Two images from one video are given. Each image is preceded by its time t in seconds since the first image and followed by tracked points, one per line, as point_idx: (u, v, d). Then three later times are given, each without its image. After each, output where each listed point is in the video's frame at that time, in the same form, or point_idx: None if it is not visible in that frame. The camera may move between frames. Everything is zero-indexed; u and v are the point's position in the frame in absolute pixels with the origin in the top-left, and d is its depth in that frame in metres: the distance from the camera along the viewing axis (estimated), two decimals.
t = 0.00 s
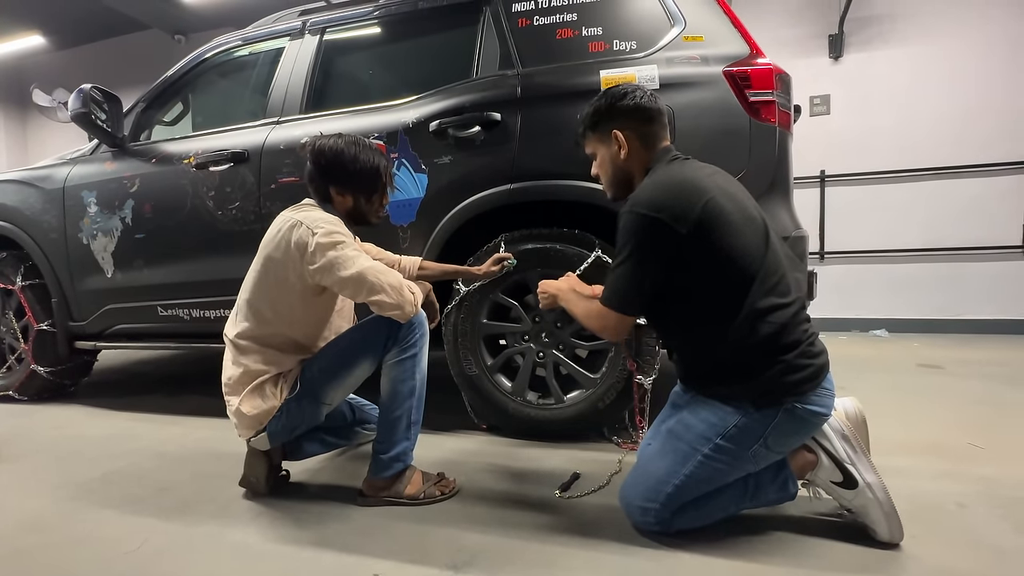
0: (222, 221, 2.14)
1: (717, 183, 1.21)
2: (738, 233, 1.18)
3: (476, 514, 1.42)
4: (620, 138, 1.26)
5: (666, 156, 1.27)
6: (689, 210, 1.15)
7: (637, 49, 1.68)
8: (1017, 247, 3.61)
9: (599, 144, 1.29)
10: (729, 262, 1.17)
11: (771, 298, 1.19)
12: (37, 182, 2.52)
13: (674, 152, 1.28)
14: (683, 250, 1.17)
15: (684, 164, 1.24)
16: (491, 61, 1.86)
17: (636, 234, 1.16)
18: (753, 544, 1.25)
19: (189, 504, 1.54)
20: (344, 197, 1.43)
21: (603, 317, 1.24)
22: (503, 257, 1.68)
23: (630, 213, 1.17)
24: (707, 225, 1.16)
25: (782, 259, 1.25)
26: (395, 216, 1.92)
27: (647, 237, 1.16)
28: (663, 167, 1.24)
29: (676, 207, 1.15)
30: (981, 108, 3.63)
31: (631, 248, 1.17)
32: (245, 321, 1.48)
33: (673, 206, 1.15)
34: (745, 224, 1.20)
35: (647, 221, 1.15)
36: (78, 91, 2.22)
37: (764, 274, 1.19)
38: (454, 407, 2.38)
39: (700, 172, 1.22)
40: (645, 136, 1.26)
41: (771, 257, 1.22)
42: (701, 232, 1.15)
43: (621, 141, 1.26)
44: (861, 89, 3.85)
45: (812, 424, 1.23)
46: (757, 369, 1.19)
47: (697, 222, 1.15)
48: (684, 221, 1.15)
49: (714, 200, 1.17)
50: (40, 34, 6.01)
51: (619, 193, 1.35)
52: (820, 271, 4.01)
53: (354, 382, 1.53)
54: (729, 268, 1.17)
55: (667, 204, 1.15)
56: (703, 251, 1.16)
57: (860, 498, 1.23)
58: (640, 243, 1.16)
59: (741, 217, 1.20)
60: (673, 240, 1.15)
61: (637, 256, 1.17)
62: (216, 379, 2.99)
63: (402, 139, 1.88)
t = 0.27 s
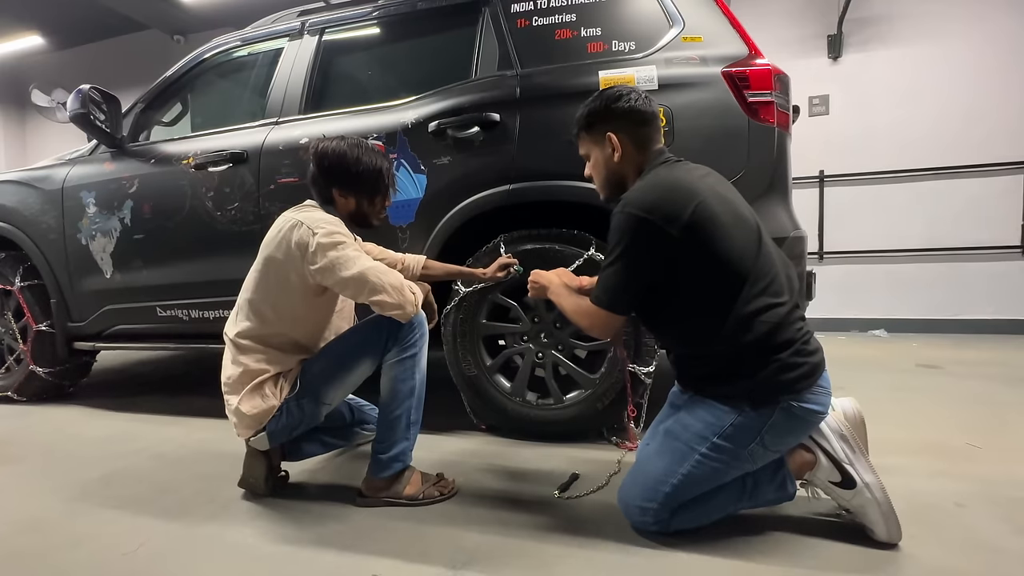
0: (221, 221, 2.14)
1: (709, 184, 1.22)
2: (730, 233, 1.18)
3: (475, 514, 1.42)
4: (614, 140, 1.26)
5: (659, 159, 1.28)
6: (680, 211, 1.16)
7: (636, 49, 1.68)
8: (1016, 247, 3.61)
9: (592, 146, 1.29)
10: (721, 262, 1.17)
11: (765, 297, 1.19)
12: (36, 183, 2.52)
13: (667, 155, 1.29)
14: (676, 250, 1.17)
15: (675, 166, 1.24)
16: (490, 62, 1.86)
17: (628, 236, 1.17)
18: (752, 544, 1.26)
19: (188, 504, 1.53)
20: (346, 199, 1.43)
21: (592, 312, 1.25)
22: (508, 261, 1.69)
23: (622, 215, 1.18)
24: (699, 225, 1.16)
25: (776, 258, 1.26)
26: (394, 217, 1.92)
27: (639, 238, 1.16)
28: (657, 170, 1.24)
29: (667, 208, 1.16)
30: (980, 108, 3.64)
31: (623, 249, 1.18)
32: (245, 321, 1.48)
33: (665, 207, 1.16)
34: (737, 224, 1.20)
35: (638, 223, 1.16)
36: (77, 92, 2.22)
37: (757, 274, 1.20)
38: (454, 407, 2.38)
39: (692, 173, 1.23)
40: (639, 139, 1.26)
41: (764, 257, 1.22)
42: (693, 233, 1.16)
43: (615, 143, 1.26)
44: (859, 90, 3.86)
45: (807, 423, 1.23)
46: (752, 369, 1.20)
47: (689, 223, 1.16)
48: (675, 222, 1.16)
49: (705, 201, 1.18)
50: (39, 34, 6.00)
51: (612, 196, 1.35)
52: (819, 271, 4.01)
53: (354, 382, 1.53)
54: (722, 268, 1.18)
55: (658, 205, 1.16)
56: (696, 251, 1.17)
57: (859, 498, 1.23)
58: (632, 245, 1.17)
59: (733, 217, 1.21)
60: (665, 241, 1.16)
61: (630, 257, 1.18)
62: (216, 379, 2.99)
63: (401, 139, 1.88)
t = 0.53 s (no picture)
0: (220, 221, 2.14)
1: (703, 184, 1.22)
2: (725, 231, 1.18)
3: (474, 513, 1.42)
4: (610, 142, 1.25)
5: (654, 160, 1.27)
6: (673, 210, 1.16)
7: (635, 48, 1.68)
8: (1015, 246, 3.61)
9: (588, 147, 1.29)
10: (717, 261, 1.17)
11: (761, 295, 1.19)
12: (34, 182, 2.51)
13: (661, 155, 1.28)
14: (668, 249, 1.18)
15: (669, 167, 1.25)
16: (489, 60, 1.85)
17: (620, 236, 1.18)
18: (751, 543, 1.25)
19: (187, 504, 1.53)
20: (346, 197, 1.42)
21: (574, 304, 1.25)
22: (507, 260, 1.66)
23: (613, 216, 1.19)
24: (693, 224, 1.17)
25: (772, 257, 1.25)
26: (393, 216, 1.92)
27: (631, 238, 1.17)
28: (651, 172, 1.24)
29: (660, 207, 1.17)
30: (979, 107, 3.64)
31: (614, 249, 1.19)
32: (241, 320, 1.48)
33: (657, 206, 1.16)
34: (732, 223, 1.20)
35: (630, 222, 1.17)
36: (75, 91, 2.21)
37: (754, 272, 1.20)
38: (453, 406, 2.38)
39: (686, 173, 1.23)
40: (634, 140, 1.26)
41: (761, 255, 1.22)
42: (687, 231, 1.17)
43: (610, 145, 1.26)
44: (858, 89, 3.86)
45: (806, 421, 1.22)
46: (749, 368, 1.20)
47: (681, 223, 1.16)
48: (668, 221, 1.16)
49: (699, 200, 1.18)
50: (37, 33, 5.99)
51: (608, 196, 1.36)
52: (819, 270, 4.01)
53: (352, 381, 1.52)
54: (718, 267, 1.18)
55: (652, 204, 1.17)
56: (690, 250, 1.17)
57: (857, 496, 1.23)
58: (625, 244, 1.18)
59: (728, 216, 1.21)
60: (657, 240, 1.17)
61: (622, 257, 1.19)
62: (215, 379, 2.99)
63: (399, 138, 1.88)
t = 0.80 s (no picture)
0: (219, 219, 2.13)
1: (698, 184, 1.22)
2: (721, 230, 1.18)
3: (473, 512, 1.41)
4: (602, 148, 1.25)
5: (646, 164, 1.27)
6: (668, 211, 1.16)
7: (635, 45, 1.67)
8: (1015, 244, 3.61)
9: (580, 155, 1.28)
10: (714, 260, 1.17)
11: (759, 293, 1.19)
12: (33, 181, 2.50)
13: (654, 157, 1.29)
14: (664, 249, 1.18)
15: (663, 168, 1.25)
16: (488, 58, 1.85)
17: (615, 238, 1.17)
18: (752, 542, 1.25)
19: (186, 503, 1.53)
20: (345, 196, 1.42)
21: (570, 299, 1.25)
22: (507, 258, 1.65)
23: (606, 220, 1.19)
24: (689, 224, 1.17)
25: (769, 254, 1.25)
26: (392, 214, 1.91)
27: (626, 240, 1.17)
28: (642, 175, 1.24)
29: (655, 208, 1.16)
30: (979, 105, 3.64)
31: (610, 252, 1.18)
32: (240, 319, 1.47)
33: (652, 209, 1.16)
34: (728, 222, 1.20)
35: (626, 222, 1.17)
36: (73, 89, 2.21)
37: (751, 270, 1.20)
38: (452, 405, 2.38)
39: (679, 174, 1.23)
40: (625, 145, 1.25)
41: (758, 253, 1.22)
42: (682, 231, 1.16)
43: (603, 151, 1.25)
44: (858, 87, 3.86)
45: (807, 419, 1.22)
46: (748, 366, 1.19)
47: (676, 223, 1.16)
48: (664, 221, 1.16)
49: (694, 200, 1.18)
50: (36, 31, 5.98)
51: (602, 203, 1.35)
52: (818, 268, 4.01)
53: (352, 380, 1.52)
54: (716, 266, 1.17)
55: (647, 205, 1.16)
56: (686, 249, 1.17)
57: (858, 495, 1.23)
58: (621, 244, 1.17)
59: (724, 215, 1.21)
60: (653, 240, 1.17)
61: (618, 259, 1.18)
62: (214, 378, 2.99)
63: (399, 136, 1.87)
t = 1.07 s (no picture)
0: (218, 217, 2.13)
1: (690, 182, 1.22)
2: (715, 227, 1.18)
3: (474, 510, 1.41)
4: (593, 152, 1.24)
5: (636, 164, 1.27)
6: (661, 210, 1.16)
7: (635, 42, 1.67)
8: (1016, 243, 3.60)
9: (570, 160, 1.27)
10: (710, 257, 1.17)
11: (755, 288, 1.19)
12: (32, 179, 2.50)
13: (644, 158, 1.28)
14: (659, 248, 1.18)
15: (655, 167, 1.25)
16: (488, 56, 1.84)
17: (610, 237, 1.17)
18: (752, 540, 1.25)
19: (186, 501, 1.53)
20: (344, 194, 1.41)
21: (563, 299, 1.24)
22: (508, 257, 1.64)
23: (599, 222, 1.18)
24: (683, 222, 1.16)
25: (764, 250, 1.25)
26: (392, 212, 1.91)
27: (620, 241, 1.17)
28: (633, 177, 1.23)
29: (648, 207, 1.16)
30: (979, 103, 3.63)
31: (605, 253, 1.18)
32: (240, 318, 1.47)
33: (644, 209, 1.16)
34: (722, 219, 1.20)
35: (620, 222, 1.16)
36: (72, 87, 2.21)
37: (746, 266, 1.19)
38: (452, 403, 2.37)
39: (671, 172, 1.23)
40: (614, 148, 1.25)
41: (753, 249, 1.22)
42: (677, 230, 1.16)
43: (594, 156, 1.24)
44: (859, 85, 3.85)
45: (804, 414, 1.22)
46: (746, 363, 1.19)
47: (670, 222, 1.16)
48: (657, 220, 1.16)
49: (688, 198, 1.18)
50: (35, 29, 5.96)
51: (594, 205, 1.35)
52: (819, 267, 4.00)
53: (351, 379, 1.51)
54: (712, 262, 1.17)
55: (640, 204, 1.16)
56: (681, 248, 1.17)
57: (858, 493, 1.23)
58: (616, 244, 1.17)
59: (717, 212, 1.20)
60: (648, 239, 1.17)
61: (613, 260, 1.18)
62: (213, 376, 2.98)
63: (399, 134, 1.87)
